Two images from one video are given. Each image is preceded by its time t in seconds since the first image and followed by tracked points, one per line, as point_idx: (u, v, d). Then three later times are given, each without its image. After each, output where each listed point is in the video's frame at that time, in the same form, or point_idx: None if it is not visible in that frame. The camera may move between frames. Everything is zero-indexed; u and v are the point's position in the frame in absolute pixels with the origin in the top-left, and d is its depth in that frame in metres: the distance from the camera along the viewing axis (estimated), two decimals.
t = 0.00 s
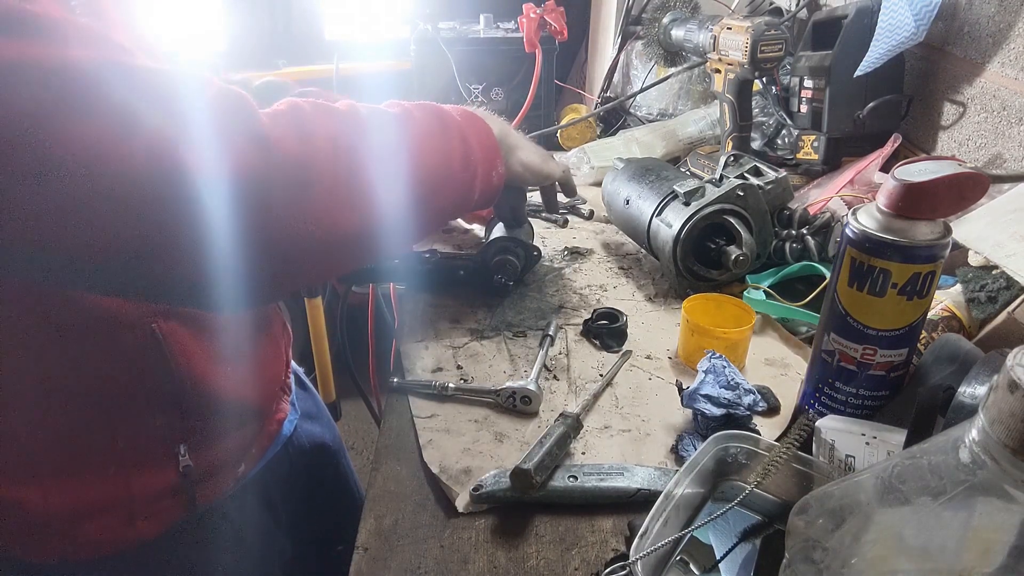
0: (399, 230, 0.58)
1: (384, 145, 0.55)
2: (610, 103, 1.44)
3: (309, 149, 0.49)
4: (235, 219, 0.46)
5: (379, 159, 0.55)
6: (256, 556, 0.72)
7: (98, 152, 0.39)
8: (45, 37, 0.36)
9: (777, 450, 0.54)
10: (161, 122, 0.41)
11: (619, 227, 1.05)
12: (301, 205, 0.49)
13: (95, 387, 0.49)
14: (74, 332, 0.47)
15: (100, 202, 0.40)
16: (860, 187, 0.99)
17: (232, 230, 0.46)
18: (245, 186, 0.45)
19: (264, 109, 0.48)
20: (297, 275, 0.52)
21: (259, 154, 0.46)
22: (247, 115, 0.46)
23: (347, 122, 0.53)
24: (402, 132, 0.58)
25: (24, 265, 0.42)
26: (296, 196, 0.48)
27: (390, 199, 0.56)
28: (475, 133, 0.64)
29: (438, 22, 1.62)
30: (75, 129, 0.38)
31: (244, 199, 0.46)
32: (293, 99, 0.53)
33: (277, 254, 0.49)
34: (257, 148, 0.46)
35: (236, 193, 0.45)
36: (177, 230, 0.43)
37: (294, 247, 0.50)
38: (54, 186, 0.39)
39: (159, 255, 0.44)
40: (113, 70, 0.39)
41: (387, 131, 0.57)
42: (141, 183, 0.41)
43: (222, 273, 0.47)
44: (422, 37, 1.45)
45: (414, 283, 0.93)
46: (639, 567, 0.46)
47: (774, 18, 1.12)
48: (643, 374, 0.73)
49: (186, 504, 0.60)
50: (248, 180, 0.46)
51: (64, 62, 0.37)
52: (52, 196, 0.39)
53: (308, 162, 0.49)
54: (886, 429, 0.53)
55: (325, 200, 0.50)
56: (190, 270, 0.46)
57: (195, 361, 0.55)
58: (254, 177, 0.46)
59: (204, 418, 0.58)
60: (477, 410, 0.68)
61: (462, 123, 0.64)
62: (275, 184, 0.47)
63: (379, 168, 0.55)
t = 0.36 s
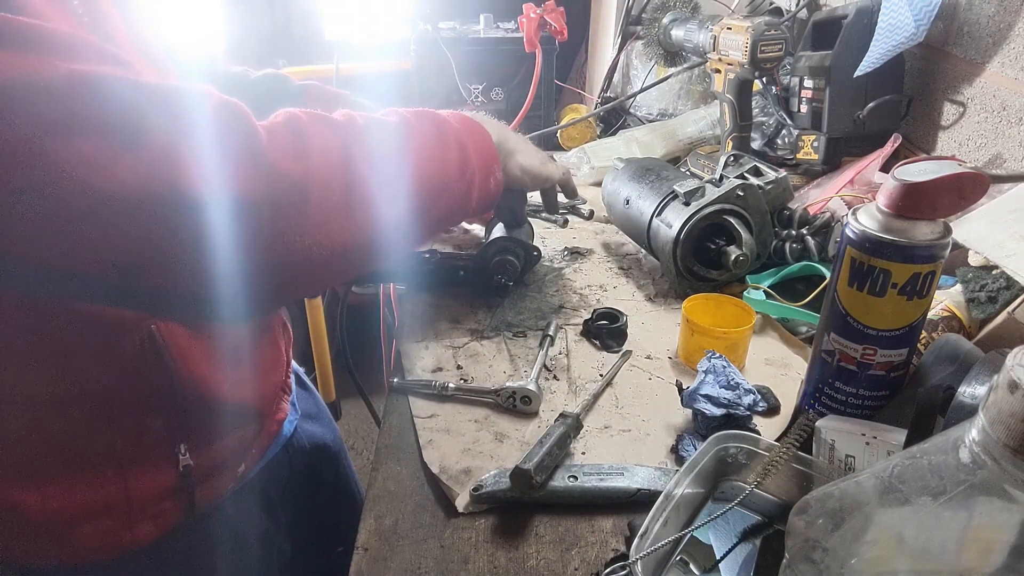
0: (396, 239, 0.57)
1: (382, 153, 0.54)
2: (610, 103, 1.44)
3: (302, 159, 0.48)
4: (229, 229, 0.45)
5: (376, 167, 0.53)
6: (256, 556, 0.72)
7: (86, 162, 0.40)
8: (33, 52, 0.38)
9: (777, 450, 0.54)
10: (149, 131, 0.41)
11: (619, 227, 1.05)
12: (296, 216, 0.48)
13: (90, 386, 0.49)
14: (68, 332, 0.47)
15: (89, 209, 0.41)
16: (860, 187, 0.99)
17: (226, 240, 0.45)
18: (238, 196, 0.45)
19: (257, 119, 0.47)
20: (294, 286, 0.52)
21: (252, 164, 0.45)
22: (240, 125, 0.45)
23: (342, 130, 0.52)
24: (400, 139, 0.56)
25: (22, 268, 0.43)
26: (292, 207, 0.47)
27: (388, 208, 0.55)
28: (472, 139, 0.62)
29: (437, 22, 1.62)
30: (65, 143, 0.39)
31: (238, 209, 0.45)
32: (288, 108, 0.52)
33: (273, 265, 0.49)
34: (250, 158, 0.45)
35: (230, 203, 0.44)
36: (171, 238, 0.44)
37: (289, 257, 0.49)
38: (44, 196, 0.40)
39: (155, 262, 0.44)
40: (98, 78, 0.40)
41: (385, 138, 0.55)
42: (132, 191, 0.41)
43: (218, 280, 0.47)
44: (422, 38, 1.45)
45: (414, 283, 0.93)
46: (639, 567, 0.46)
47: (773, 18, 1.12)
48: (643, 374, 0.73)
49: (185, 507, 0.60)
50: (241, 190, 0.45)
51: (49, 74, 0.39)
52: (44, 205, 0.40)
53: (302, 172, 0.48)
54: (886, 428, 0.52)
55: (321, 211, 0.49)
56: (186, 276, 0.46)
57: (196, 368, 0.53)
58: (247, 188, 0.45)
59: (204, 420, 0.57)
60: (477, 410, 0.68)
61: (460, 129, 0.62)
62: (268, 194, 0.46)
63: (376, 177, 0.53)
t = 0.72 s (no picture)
0: (402, 252, 0.55)
1: (384, 166, 0.53)
2: (610, 103, 1.44)
3: (303, 171, 0.46)
4: (237, 248, 0.43)
5: (379, 179, 0.52)
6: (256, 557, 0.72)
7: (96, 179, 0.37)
8: (40, 66, 0.37)
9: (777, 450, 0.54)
10: (158, 145, 0.39)
11: (620, 228, 1.05)
12: (302, 230, 0.45)
13: (94, 386, 0.49)
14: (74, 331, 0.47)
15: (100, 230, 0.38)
16: (860, 187, 0.99)
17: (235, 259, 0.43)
18: (244, 211, 0.43)
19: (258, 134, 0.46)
20: (301, 305, 0.49)
21: (255, 177, 0.44)
22: (243, 139, 0.44)
23: (343, 143, 0.50)
24: (400, 150, 0.55)
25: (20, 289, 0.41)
26: (299, 221, 0.45)
27: (393, 220, 0.53)
28: (469, 147, 0.62)
29: (437, 22, 1.62)
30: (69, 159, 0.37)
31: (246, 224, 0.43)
32: (286, 125, 0.50)
33: (282, 283, 0.46)
34: (254, 172, 0.44)
35: (238, 219, 0.42)
36: (179, 261, 0.41)
37: (298, 274, 0.46)
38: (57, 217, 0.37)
39: (163, 285, 0.41)
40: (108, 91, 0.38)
41: (385, 150, 0.53)
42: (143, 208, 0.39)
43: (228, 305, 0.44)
44: (422, 38, 1.42)
45: (414, 283, 0.93)
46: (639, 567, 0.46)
47: (774, 18, 1.12)
48: (643, 373, 0.73)
49: (186, 504, 0.60)
50: (247, 206, 0.43)
51: (63, 91, 0.37)
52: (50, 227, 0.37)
53: (306, 185, 0.46)
54: (885, 428, 0.53)
55: (327, 224, 0.47)
56: (195, 301, 0.43)
57: (194, 363, 0.57)
58: (252, 203, 0.43)
59: (205, 418, 0.59)
60: (476, 410, 0.68)
61: (456, 137, 0.61)
62: (274, 208, 0.44)
63: (380, 188, 0.51)
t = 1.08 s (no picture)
0: (403, 262, 0.54)
1: (387, 176, 0.52)
2: (610, 103, 1.44)
3: (306, 181, 0.46)
4: (239, 257, 0.42)
5: (381, 189, 0.51)
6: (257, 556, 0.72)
7: (99, 187, 0.37)
8: (40, 74, 0.37)
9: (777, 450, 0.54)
10: (163, 153, 0.39)
11: (620, 228, 1.05)
12: (304, 241, 0.45)
13: (94, 385, 0.49)
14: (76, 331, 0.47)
15: (103, 238, 0.38)
16: (860, 187, 0.99)
17: (238, 268, 0.42)
18: (247, 220, 0.42)
19: (262, 143, 0.45)
20: (304, 315, 0.48)
21: (259, 187, 0.43)
22: (247, 148, 0.44)
23: (345, 153, 0.50)
24: (402, 159, 0.54)
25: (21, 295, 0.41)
26: (301, 232, 0.45)
27: (396, 230, 0.52)
28: (473, 155, 0.60)
29: (437, 22, 1.62)
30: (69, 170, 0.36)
31: (250, 234, 0.42)
32: (290, 133, 0.50)
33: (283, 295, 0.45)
34: (257, 181, 0.43)
35: (241, 228, 0.42)
36: (180, 270, 0.41)
37: (300, 284, 0.46)
38: (61, 224, 0.37)
39: (165, 293, 0.41)
40: (112, 98, 0.38)
41: (388, 160, 0.53)
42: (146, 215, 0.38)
43: (230, 313, 0.44)
44: (422, 38, 1.42)
45: (414, 283, 0.93)
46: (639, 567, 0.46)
47: (774, 18, 1.12)
48: (643, 373, 0.73)
49: (187, 504, 0.59)
50: (251, 215, 0.42)
51: (68, 98, 0.37)
52: (53, 236, 0.37)
53: (308, 196, 0.45)
54: (885, 428, 0.53)
55: (329, 235, 0.46)
56: (198, 310, 0.43)
57: (196, 365, 0.57)
58: (255, 213, 0.43)
59: (207, 418, 0.59)
60: (476, 410, 0.68)
61: (460, 144, 0.60)
62: (277, 219, 0.44)
63: (382, 198, 0.51)
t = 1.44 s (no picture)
0: (406, 263, 0.53)
1: (390, 176, 0.52)
2: (610, 103, 1.44)
3: (310, 181, 0.46)
4: (242, 259, 0.42)
5: (384, 190, 0.51)
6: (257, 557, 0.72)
7: (102, 185, 0.37)
8: (45, 75, 0.37)
9: (777, 450, 0.54)
10: (168, 154, 0.39)
11: (620, 228, 1.05)
12: (306, 241, 0.45)
13: (94, 384, 0.49)
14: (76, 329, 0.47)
15: (106, 236, 0.38)
16: (860, 187, 0.99)
17: (240, 269, 0.42)
18: (251, 220, 0.42)
19: (271, 142, 0.46)
20: (306, 317, 0.48)
21: (263, 186, 0.43)
22: (253, 148, 0.44)
23: (351, 152, 0.50)
24: (407, 160, 0.54)
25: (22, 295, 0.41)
26: (304, 235, 0.44)
27: (399, 232, 0.51)
28: (480, 154, 0.59)
29: (437, 22, 1.62)
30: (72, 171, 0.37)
31: (252, 233, 0.42)
32: (299, 133, 0.50)
33: (283, 294, 0.45)
34: (262, 181, 0.43)
35: (244, 227, 0.42)
36: (181, 270, 0.41)
37: (301, 284, 0.45)
38: (63, 223, 0.37)
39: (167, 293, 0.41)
40: (118, 96, 0.38)
41: (392, 160, 0.52)
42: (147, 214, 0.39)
43: (232, 313, 0.44)
44: (422, 38, 1.42)
45: (414, 283, 0.93)
46: (639, 567, 0.46)
47: (774, 18, 1.12)
48: (643, 373, 0.73)
49: (187, 504, 0.59)
50: (254, 214, 0.42)
51: (72, 98, 0.37)
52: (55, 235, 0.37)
53: (310, 197, 0.45)
54: (885, 428, 0.53)
55: (332, 237, 0.46)
56: (200, 310, 0.43)
57: (197, 365, 0.57)
58: (259, 215, 0.43)
59: (207, 417, 0.58)
60: (476, 410, 0.68)
61: (467, 144, 0.59)
62: (281, 218, 0.43)
63: (385, 199, 0.50)
